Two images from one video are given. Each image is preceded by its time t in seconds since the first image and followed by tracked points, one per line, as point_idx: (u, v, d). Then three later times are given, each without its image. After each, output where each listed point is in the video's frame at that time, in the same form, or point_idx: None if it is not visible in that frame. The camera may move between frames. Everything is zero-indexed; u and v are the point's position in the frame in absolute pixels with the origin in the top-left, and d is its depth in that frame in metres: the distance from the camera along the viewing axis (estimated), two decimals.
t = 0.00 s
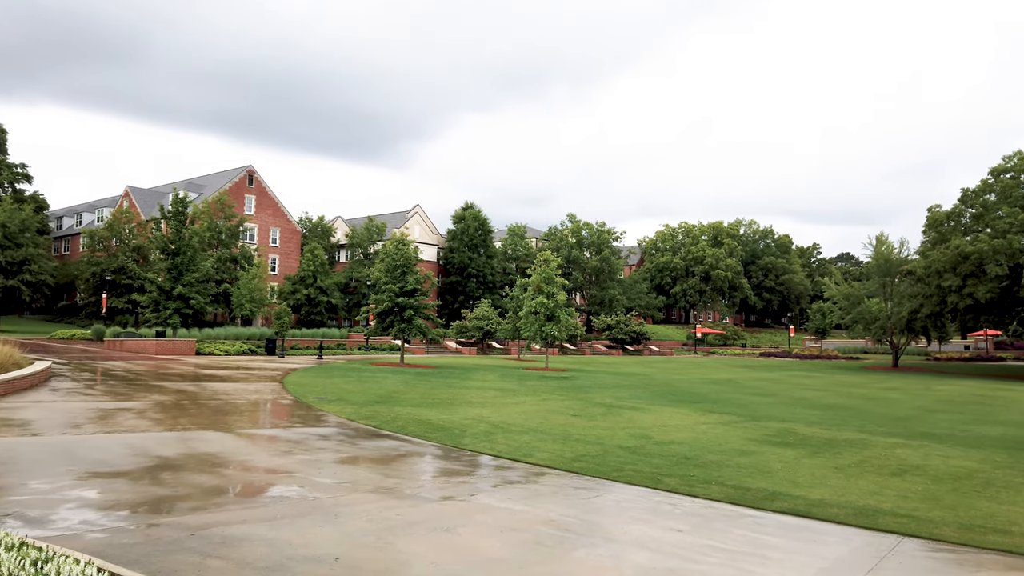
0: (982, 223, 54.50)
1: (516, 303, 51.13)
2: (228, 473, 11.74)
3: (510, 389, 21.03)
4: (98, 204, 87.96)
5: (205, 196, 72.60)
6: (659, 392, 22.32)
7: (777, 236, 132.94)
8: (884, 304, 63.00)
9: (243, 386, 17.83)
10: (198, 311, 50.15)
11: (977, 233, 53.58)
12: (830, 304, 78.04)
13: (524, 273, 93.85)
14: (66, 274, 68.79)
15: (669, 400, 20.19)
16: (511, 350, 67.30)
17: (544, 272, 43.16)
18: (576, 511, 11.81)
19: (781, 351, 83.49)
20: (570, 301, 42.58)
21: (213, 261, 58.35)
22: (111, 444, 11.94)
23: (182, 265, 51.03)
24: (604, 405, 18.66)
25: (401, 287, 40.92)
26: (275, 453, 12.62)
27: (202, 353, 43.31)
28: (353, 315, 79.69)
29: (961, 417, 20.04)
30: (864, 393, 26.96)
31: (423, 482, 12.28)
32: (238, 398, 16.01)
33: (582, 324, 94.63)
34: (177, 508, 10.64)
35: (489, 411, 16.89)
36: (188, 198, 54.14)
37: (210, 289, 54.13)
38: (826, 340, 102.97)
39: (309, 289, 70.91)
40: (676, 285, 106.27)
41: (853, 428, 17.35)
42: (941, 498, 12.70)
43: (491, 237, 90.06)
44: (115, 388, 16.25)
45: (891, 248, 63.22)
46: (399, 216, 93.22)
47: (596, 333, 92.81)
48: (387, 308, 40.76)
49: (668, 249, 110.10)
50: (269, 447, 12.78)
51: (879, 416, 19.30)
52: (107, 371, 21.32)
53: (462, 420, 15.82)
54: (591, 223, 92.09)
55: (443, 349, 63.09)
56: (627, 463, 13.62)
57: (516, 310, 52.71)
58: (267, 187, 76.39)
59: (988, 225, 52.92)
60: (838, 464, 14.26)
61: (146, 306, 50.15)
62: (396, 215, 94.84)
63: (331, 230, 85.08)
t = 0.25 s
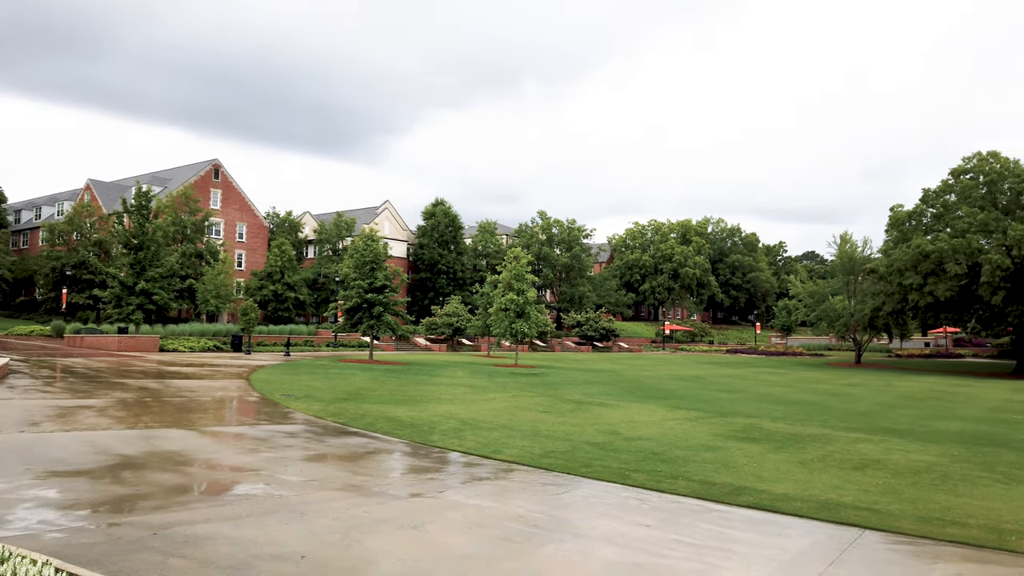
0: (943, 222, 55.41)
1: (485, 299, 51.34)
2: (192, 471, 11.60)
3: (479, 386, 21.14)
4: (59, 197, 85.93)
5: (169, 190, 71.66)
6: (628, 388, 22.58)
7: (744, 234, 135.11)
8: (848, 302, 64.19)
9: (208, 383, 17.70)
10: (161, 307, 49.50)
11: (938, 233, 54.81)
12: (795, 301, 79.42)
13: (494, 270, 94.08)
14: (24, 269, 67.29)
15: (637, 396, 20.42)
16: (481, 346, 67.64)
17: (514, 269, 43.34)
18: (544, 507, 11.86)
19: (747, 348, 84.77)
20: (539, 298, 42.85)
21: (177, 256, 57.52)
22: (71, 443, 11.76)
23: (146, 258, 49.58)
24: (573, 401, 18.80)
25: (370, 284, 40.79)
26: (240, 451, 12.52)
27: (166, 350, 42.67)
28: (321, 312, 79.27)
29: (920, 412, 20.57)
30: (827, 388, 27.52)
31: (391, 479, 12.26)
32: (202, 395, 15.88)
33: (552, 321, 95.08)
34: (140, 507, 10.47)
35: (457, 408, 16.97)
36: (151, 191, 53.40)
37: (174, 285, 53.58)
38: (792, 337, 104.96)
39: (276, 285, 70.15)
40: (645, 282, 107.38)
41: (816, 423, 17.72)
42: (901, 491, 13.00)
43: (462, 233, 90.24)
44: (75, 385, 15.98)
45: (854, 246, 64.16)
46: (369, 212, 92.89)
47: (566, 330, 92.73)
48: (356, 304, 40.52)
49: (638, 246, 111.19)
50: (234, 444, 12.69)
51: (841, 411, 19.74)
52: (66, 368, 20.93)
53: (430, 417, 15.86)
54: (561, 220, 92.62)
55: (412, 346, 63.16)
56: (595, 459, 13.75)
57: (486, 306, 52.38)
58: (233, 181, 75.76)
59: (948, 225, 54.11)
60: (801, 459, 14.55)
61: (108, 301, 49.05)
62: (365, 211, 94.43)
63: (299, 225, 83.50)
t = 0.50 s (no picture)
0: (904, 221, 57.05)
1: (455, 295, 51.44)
2: (155, 469, 11.42)
3: (449, 382, 21.17)
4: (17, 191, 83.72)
5: (131, 183, 70.46)
6: (596, 384, 22.77)
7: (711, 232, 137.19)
8: (812, 299, 65.51)
9: (171, 380, 17.47)
10: (123, 302, 49.72)
11: (899, 232, 56.05)
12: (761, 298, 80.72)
13: (464, 267, 94.26)
14: None
15: (606, 392, 20.62)
16: (451, 342, 67.88)
17: (484, 265, 43.39)
18: (513, 503, 11.88)
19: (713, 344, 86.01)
20: (509, 294, 42.98)
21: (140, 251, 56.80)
22: (29, 442, 11.53)
23: (108, 254, 49.64)
24: (542, 398, 18.91)
25: (339, 279, 40.52)
26: (204, 448, 12.37)
27: (128, 346, 41.97)
28: (287, 308, 80.08)
29: (881, 407, 21.08)
30: (791, 384, 28.06)
31: (358, 476, 12.19)
32: (166, 393, 15.68)
33: (522, 318, 95.60)
34: (99, 506, 10.27)
35: (426, 404, 16.98)
36: (113, 184, 52.35)
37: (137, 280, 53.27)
38: (757, 334, 106.91)
39: (242, 280, 71.04)
40: (614, 279, 108.44)
41: (781, 418, 18.05)
42: (863, 485, 13.30)
43: (431, 229, 90.19)
44: (33, 382, 15.64)
45: (819, 245, 65.27)
46: (337, 208, 92.29)
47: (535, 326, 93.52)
48: (323, 300, 40.30)
49: (607, 243, 112.17)
50: (199, 442, 12.54)
51: (805, 406, 20.14)
52: (23, 365, 20.47)
53: (399, 414, 15.84)
54: (531, 217, 93.02)
55: (381, 343, 63.13)
56: (564, 455, 13.85)
57: (455, 302, 52.40)
58: (198, 176, 74.81)
59: (909, 224, 55.32)
60: (766, 454, 14.80)
61: (67, 297, 49.02)
62: (334, 206, 93.81)
63: (265, 220, 83.23)
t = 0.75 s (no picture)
0: (866, 220, 58.47)
1: (424, 291, 51.49)
2: (116, 467, 11.23)
3: (417, 378, 21.18)
4: None
5: (92, 176, 69.06)
6: (565, 380, 22.93)
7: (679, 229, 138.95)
8: (777, 295, 66.78)
9: (133, 376, 17.20)
10: (83, 297, 49.74)
11: (862, 230, 57.26)
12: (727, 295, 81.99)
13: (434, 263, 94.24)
14: None
15: (574, 388, 20.78)
16: (420, 338, 67.92)
17: (453, 261, 43.40)
18: (481, 499, 11.90)
19: (680, 341, 87.13)
20: (479, 290, 43.09)
21: (100, 244, 56.03)
22: None
23: (68, 247, 49.59)
24: (511, 394, 18.96)
25: (306, 275, 40.24)
26: (168, 446, 12.20)
27: (89, 342, 41.27)
28: (254, 303, 79.74)
29: (844, 402, 21.53)
30: (757, 380, 28.54)
31: (325, 473, 12.12)
32: (127, 389, 15.43)
33: (492, 314, 95.88)
34: (59, 505, 10.07)
35: (394, 401, 16.95)
36: (72, 175, 51.05)
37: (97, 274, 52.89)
38: (724, 330, 108.57)
39: (207, 275, 70.62)
40: (583, 276, 109.27)
41: (747, 413, 18.34)
42: (826, 478, 13.56)
43: (401, 225, 89.99)
44: None
45: (784, 243, 66.22)
46: (305, 202, 91.46)
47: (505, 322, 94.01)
48: (290, 296, 40.01)
49: (576, 240, 112.89)
50: (163, 439, 12.37)
51: (771, 402, 20.50)
52: None
53: (367, 410, 15.79)
54: (501, 214, 93.26)
55: (349, 339, 62.93)
56: (533, 450, 13.91)
57: (425, 298, 52.43)
58: (161, 168, 73.47)
59: (872, 222, 56.52)
60: (732, 448, 15.01)
61: (24, 291, 48.79)
62: (302, 201, 93.03)
63: (231, 215, 83.61)
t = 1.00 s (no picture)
0: (831, 219, 59.66)
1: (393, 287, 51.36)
2: (77, 465, 11.02)
3: (385, 375, 21.13)
4: None
5: (51, 168, 67.61)
6: (534, 376, 23.04)
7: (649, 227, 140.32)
8: (745, 292, 67.70)
9: (94, 373, 16.88)
10: (42, 291, 49.17)
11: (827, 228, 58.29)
12: (695, 292, 82.96)
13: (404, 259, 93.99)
14: None
15: (543, 384, 20.88)
16: (389, 334, 67.78)
17: (423, 257, 43.32)
18: (449, 495, 11.90)
19: (648, 337, 88.01)
20: (448, 286, 43.10)
21: (60, 238, 54.93)
22: None
23: (26, 240, 48.75)
24: (480, 389, 19.02)
25: (273, 270, 39.86)
26: (130, 443, 12.02)
27: (48, 337, 40.46)
28: (219, 299, 78.92)
29: (809, 398, 21.93)
30: (725, 376, 28.95)
31: (291, 470, 12.03)
32: (88, 386, 15.17)
33: (462, 310, 95.96)
34: (17, 503, 9.87)
35: (362, 397, 16.90)
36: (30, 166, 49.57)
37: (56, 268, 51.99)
38: (692, 327, 109.91)
39: (171, 270, 69.74)
40: (554, 272, 109.81)
41: (714, 409, 18.59)
42: (791, 472, 13.79)
43: (370, 220, 89.58)
44: None
45: (751, 240, 67.11)
46: (272, 197, 90.44)
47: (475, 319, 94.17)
48: (257, 291, 39.60)
49: (546, 236, 113.32)
50: (125, 437, 12.18)
51: (738, 397, 20.80)
52: None
53: (334, 407, 15.72)
54: (471, 210, 93.37)
55: (318, 335, 62.57)
56: (502, 446, 13.95)
57: (394, 294, 52.32)
58: (124, 161, 72.18)
59: (837, 221, 57.57)
60: (699, 443, 15.20)
61: None
62: (269, 195, 92.02)
63: (196, 209, 82.36)
